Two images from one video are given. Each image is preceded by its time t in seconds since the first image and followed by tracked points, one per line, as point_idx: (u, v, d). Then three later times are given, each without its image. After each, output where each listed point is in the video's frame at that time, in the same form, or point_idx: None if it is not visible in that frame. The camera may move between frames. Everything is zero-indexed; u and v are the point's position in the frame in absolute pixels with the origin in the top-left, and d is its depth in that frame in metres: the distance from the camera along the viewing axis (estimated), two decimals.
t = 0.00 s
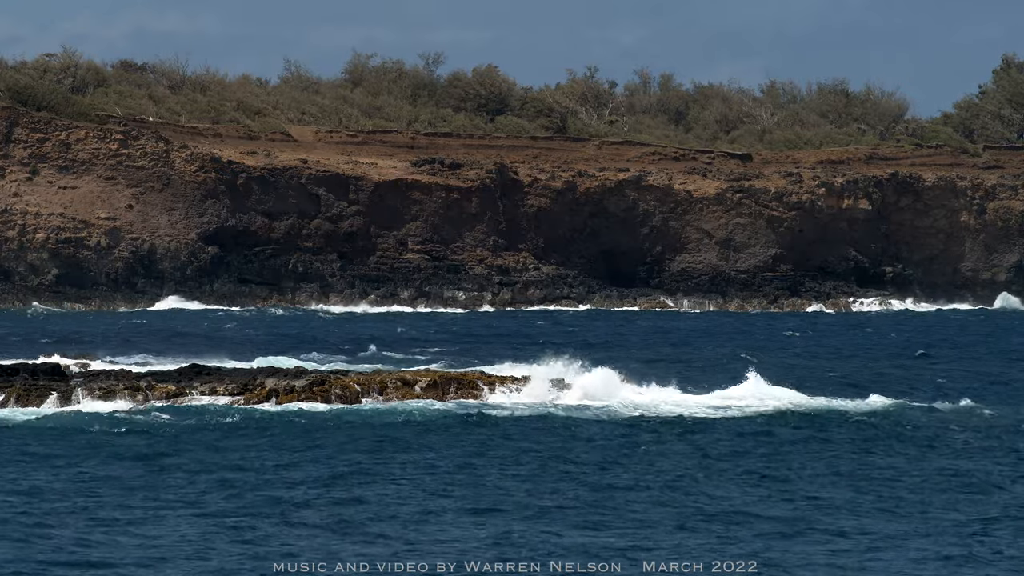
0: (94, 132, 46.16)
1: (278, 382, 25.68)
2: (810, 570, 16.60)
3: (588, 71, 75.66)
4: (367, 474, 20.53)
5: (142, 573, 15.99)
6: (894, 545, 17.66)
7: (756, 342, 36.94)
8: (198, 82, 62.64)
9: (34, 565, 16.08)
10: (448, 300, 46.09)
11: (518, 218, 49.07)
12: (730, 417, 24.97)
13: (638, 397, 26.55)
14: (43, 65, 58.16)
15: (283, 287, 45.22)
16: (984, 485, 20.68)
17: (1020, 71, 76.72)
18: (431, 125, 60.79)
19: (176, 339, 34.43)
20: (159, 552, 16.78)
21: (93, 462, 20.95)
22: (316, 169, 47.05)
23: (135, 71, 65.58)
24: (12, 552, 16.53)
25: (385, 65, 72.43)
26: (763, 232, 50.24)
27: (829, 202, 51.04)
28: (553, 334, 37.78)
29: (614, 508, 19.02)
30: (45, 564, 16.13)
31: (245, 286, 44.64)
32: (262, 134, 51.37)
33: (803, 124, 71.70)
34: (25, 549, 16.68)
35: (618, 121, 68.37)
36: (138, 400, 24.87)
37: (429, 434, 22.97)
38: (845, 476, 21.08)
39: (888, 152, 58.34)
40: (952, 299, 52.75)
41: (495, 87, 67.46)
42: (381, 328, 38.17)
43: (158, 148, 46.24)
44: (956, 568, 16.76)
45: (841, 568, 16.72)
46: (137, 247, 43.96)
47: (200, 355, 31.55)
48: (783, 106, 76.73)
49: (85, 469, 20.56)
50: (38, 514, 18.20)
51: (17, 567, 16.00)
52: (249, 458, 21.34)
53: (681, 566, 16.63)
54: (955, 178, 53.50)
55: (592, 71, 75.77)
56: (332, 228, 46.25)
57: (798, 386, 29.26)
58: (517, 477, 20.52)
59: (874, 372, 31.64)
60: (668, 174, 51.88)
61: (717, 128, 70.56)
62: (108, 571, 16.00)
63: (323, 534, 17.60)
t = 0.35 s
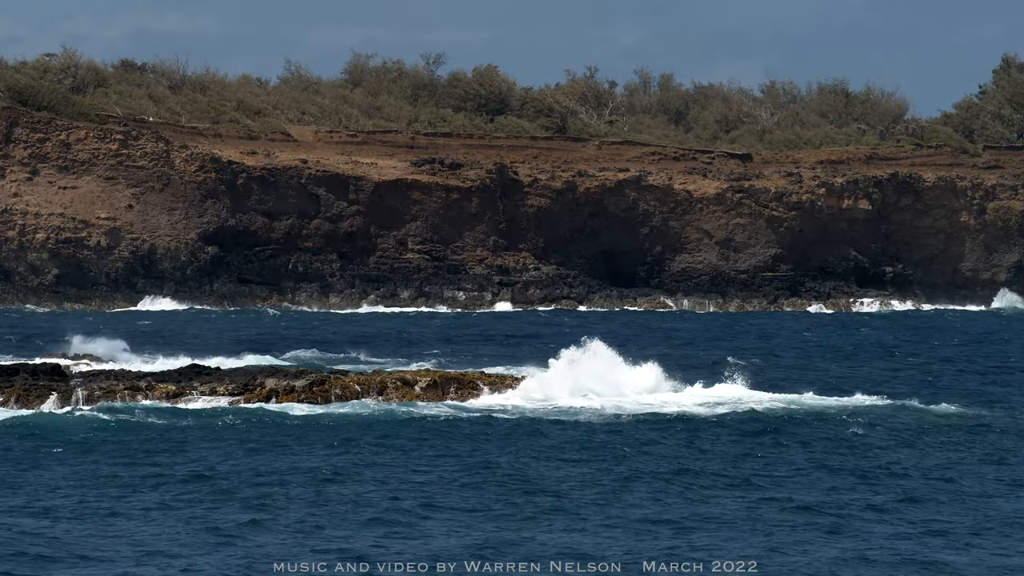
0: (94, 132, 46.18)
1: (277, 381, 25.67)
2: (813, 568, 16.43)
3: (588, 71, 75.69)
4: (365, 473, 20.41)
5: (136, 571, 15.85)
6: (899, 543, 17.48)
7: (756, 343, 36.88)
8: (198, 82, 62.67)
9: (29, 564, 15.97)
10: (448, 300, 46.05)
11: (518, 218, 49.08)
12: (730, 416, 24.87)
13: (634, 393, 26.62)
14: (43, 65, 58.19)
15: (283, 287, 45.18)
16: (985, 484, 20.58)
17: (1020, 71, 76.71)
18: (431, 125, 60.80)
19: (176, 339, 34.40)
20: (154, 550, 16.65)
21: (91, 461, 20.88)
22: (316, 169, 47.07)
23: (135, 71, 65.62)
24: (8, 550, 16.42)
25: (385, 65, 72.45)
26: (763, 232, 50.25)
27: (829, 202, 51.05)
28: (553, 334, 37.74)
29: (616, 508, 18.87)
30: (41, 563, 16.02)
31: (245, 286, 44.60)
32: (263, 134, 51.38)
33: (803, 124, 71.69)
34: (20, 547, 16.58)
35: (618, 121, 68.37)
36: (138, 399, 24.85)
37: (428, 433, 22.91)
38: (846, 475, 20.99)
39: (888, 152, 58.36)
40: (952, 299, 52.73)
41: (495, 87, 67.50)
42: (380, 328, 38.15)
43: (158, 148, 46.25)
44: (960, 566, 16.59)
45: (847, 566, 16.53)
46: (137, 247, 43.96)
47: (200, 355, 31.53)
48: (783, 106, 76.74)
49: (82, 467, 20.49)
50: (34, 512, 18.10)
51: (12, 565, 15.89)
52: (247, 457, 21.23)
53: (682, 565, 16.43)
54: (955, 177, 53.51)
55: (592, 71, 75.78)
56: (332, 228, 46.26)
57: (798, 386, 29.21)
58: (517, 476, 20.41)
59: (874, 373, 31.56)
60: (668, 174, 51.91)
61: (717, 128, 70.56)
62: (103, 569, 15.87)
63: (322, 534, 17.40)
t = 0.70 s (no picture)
0: (94, 132, 46.19)
1: (278, 381, 25.67)
2: (813, 569, 16.37)
3: (588, 71, 75.70)
4: (365, 473, 20.37)
5: (135, 569, 15.80)
6: (900, 544, 17.43)
7: (756, 343, 36.87)
8: (198, 82, 62.67)
9: (27, 560, 15.91)
10: (447, 300, 46.06)
11: (517, 218, 49.07)
12: (730, 416, 24.84)
13: (632, 381, 26.77)
14: (43, 65, 58.20)
15: (283, 287, 45.17)
16: (986, 486, 20.52)
17: (1020, 72, 76.70)
18: (431, 125, 60.82)
19: (176, 339, 34.39)
20: (155, 547, 16.61)
21: (90, 459, 20.85)
22: (316, 169, 47.08)
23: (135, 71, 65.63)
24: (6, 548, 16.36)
25: (385, 65, 72.44)
26: (763, 232, 50.24)
27: (828, 202, 51.05)
28: (553, 334, 37.72)
29: (616, 508, 18.82)
30: (40, 559, 15.98)
31: (245, 286, 44.56)
32: (263, 134, 51.38)
33: (803, 124, 71.68)
34: (19, 545, 16.53)
35: (618, 121, 68.37)
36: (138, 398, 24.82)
37: (427, 433, 22.89)
38: (846, 476, 20.93)
39: (888, 152, 58.36)
40: (952, 299, 52.72)
41: (495, 88, 67.51)
42: (380, 328, 38.13)
43: (158, 148, 46.25)
44: (962, 567, 16.53)
45: (847, 566, 16.47)
46: (137, 247, 43.93)
47: (200, 355, 31.52)
48: (783, 106, 76.73)
49: (81, 465, 20.46)
50: (32, 510, 18.04)
51: (11, 563, 15.84)
52: (247, 456, 21.19)
53: (682, 565, 16.39)
54: (955, 178, 53.50)
55: (592, 71, 75.75)
56: (332, 228, 46.24)
57: (798, 387, 29.18)
58: (516, 476, 20.36)
59: (874, 373, 31.53)
60: (668, 174, 51.91)
61: (717, 128, 70.56)
62: (102, 567, 15.81)
63: (320, 534, 17.35)
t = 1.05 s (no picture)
0: (94, 132, 46.19)
1: (278, 381, 25.66)
2: (813, 569, 16.33)
3: (588, 71, 75.71)
4: (364, 472, 20.32)
5: (133, 567, 15.76)
6: (901, 545, 17.37)
7: (755, 343, 36.88)
8: (198, 82, 62.66)
9: (26, 558, 15.86)
10: (447, 300, 46.08)
11: (518, 218, 49.07)
12: (731, 416, 24.82)
13: (627, 384, 26.98)
14: (43, 65, 58.18)
15: (283, 287, 45.17)
16: (986, 486, 20.50)
17: (1020, 72, 76.69)
18: (431, 125, 60.82)
19: (176, 339, 34.38)
20: (153, 546, 16.57)
21: (90, 456, 20.81)
22: (316, 169, 47.08)
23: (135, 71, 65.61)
24: (5, 545, 16.32)
25: (385, 65, 72.42)
26: (763, 232, 50.23)
27: (829, 202, 51.04)
28: (553, 334, 37.71)
29: (616, 508, 18.78)
30: (38, 557, 15.93)
31: (245, 286, 44.55)
32: (263, 134, 51.38)
33: (803, 123, 71.69)
34: (17, 542, 16.49)
35: (618, 121, 68.38)
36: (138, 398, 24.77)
37: (427, 433, 22.86)
38: (846, 476, 20.92)
39: (888, 152, 58.36)
40: (952, 299, 52.72)
41: (496, 87, 67.50)
42: (380, 328, 38.13)
43: (158, 148, 46.25)
44: (963, 569, 16.49)
45: (848, 567, 16.42)
46: (137, 247, 43.91)
47: (199, 355, 31.49)
48: (783, 106, 76.74)
49: (80, 463, 20.42)
50: (30, 508, 18.00)
51: (10, 560, 15.79)
52: (246, 455, 21.15)
53: (682, 566, 16.35)
54: (955, 178, 53.50)
55: (591, 71, 75.74)
56: (332, 228, 46.23)
57: (798, 386, 29.17)
58: (516, 476, 20.32)
59: (873, 373, 31.51)
60: (668, 174, 51.92)
61: (717, 128, 70.55)
62: (101, 565, 15.76)
63: (319, 533, 17.30)
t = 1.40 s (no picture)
0: (94, 132, 46.19)
1: (277, 381, 25.66)
2: (812, 570, 16.29)
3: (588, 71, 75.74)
4: (364, 471, 20.32)
5: (131, 565, 15.74)
6: (902, 547, 17.33)
7: (755, 343, 36.90)
8: (198, 82, 62.68)
9: (24, 557, 15.83)
10: (448, 300, 46.10)
11: (517, 218, 49.07)
12: (730, 416, 24.80)
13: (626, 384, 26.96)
14: (43, 65, 58.18)
15: (283, 287, 45.17)
16: (987, 487, 20.45)
17: (1020, 72, 76.69)
18: (431, 125, 60.82)
19: (177, 339, 34.39)
20: (153, 545, 16.54)
21: (89, 455, 20.80)
22: (316, 169, 47.09)
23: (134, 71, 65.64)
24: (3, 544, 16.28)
25: (385, 65, 72.44)
26: (763, 232, 50.23)
27: (829, 202, 51.04)
28: (553, 334, 37.74)
29: (616, 508, 18.76)
30: (37, 555, 15.89)
31: (245, 286, 44.55)
32: (262, 134, 51.39)
33: (803, 124, 71.71)
34: (16, 540, 16.45)
35: (618, 121, 68.40)
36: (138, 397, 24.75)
37: (427, 432, 22.85)
38: (846, 476, 20.90)
39: (888, 152, 58.37)
40: (952, 298, 52.72)
41: (496, 87, 67.53)
42: (380, 328, 38.15)
43: (158, 148, 46.25)
44: (964, 569, 16.46)
45: (848, 568, 16.39)
46: (137, 247, 43.90)
47: (199, 355, 31.49)
48: (783, 106, 76.76)
49: (79, 461, 20.41)
50: (28, 507, 17.98)
51: (8, 558, 15.75)
52: (246, 454, 21.15)
53: (682, 566, 16.34)
54: (955, 178, 53.50)
55: (591, 72, 75.74)
56: (332, 228, 46.23)
57: (798, 386, 29.15)
58: (516, 476, 20.30)
59: (874, 373, 31.52)
60: (668, 174, 51.95)
61: (717, 128, 70.57)
62: (101, 563, 15.74)
63: (319, 532, 17.28)
